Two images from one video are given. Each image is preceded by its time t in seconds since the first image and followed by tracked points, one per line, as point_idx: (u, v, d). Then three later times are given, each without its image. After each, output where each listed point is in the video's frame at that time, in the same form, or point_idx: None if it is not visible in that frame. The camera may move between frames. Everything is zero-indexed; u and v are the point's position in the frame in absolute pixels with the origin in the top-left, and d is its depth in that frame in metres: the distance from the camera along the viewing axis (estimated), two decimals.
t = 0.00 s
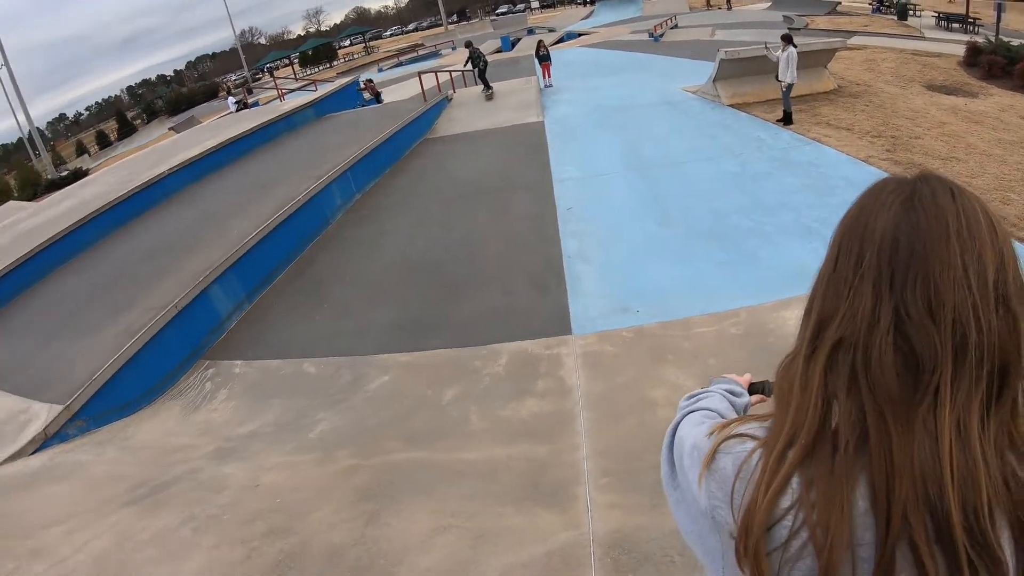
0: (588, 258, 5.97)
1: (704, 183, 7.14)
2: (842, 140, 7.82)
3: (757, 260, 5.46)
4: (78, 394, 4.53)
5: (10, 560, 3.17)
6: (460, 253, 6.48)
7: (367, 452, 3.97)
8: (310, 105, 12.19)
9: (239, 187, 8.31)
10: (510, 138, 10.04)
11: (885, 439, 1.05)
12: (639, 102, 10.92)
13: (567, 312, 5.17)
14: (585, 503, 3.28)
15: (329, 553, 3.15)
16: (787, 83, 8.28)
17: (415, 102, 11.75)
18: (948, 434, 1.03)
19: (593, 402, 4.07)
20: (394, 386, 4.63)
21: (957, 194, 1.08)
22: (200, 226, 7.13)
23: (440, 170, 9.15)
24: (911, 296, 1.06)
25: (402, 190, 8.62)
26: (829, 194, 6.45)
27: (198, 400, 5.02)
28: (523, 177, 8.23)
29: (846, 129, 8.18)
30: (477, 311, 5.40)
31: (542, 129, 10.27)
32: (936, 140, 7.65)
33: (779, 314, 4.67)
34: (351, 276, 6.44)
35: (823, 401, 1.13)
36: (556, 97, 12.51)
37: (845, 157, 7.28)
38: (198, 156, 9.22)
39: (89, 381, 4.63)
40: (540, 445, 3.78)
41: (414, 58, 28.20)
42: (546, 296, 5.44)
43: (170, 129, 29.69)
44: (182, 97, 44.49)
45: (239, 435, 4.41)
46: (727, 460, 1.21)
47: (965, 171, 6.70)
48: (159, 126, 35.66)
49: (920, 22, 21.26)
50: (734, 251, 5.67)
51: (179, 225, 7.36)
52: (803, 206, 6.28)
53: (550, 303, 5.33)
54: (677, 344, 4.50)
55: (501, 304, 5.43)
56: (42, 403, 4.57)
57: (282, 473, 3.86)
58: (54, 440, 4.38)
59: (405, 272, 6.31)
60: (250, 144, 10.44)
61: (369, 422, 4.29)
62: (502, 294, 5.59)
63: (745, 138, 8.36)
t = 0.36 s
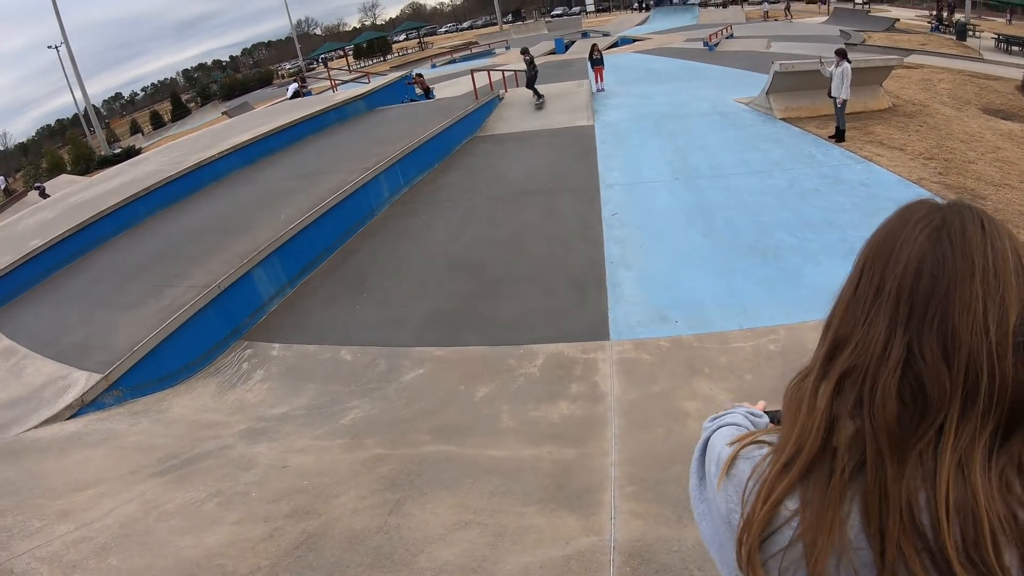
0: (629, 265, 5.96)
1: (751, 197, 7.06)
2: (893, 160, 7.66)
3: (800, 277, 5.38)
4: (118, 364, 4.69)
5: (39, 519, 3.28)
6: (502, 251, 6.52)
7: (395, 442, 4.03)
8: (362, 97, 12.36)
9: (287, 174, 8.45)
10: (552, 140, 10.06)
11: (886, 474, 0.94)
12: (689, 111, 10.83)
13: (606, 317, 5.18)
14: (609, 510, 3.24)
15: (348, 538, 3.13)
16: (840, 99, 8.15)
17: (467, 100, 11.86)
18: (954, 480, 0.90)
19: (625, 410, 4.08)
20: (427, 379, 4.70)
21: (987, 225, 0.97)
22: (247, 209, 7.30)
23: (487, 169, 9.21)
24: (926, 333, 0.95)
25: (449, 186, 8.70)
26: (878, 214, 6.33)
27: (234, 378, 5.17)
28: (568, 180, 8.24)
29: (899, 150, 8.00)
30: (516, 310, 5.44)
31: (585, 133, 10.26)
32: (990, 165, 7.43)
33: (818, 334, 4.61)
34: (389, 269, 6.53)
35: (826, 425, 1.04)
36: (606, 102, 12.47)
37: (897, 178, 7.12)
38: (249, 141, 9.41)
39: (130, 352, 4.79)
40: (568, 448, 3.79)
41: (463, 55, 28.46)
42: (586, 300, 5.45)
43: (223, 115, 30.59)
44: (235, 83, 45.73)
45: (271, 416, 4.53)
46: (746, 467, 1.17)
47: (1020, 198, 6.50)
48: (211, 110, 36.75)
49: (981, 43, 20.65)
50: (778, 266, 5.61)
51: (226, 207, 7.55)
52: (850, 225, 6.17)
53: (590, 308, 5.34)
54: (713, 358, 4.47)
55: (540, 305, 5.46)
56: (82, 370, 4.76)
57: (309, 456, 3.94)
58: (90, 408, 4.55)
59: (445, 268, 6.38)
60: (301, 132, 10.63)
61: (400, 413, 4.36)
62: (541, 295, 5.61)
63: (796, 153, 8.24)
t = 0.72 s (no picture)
0: (629, 261, 5.94)
1: (751, 192, 7.03)
2: (895, 156, 7.62)
3: (800, 273, 5.37)
4: (118, 360, 4.69)
5: (38, 515, 3.28)
6: (503, 247, 6.50)
7: (394, 438, 4.03)
8: (361, 93, 12.33)
9: (286, 170, 8.43)
10: (553, 136, 10.03)
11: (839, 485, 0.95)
12: (689, 107, 10.79)
13: (605, 313, 5.17)
14: (606, 506, 3.23)
15: (345, 534, 3.13)
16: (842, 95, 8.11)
17: (467, 95, 11.83)
18: (904, 493, 0.91)
19: (623, 405, 4.07)
20: (425, 375, 4.69)
21: (952, 241, 0.94)
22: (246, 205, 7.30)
23: (487, 164, 9.18)
24: (883, 351, 0.95)
25: (449, 182, 8.68)
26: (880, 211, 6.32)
27: (234, 374, 5.17)
28: (568, 176, 8.21)
29: (900, 145, 7.97)
30: (515, 306, 5.42)
31: (586, 129, 10.23)
32: (992, 161, 7.40)
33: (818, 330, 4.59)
34: (389, 265, 6.51)
35: (785, 434, 1.05)
36: (607, 97, 12.43)
37: (898, 174, 7.10)
38: (249, 138, 9.38)
39: (130, 348, 4.78)
40: (567, 444, 3.78)
41: (465, 51, 28.39)
42: (585, 296, 5.44)
43: (223, 110, 30.53)
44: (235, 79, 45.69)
45: (271, 412, 4.53)
46: (713, 469, 1.17)
47: (1022, 194, 6.46)
48: (213, 106, 36.70)
49: (984, 39, 20.57)
50: (778, 262, 5.58)
51: (225, 204, 7.53)
52: (851, 221, 6.15)
53: (589, 303, 5.33)
54: (713, 354, 4.46)
55: (540, 301, 5.44)
56: (82, 367, 4.76)
57: (308, 452, 3.93)
58: (90, 404, 4.56)
59: (444, 264, 6.36)
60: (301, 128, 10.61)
61: (399, 409, 4.36)
62: (540, 291, 5.60)
63: (798, 149, 8.20)
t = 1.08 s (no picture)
0: (627, 262, 5.94)
1: (749, 193, 7.04)
2: (892, 157, 7.63)
3: (798, 273, 5.37)
4: (116, 362, 4.69)
5: (37, 517, 3.27)
6: (501, 248, 6.50)
7: (392, 439, 4.02)
8: (360, 93, 12.32)
9: (285, 171, 8.42)
10: (551, 136, 10.03)
11: (810, 487, 0.96)
12: (687, 107, 10.80)
13: (602, 313, 5.17)
14: (604, 507, 3.23)
15: (343, 535, 3.13)
16: (840, 96, 8.11)
17: (465, 96, 11.83)
18: (874, 493, 0.92)
19: (621, 406, 4.07)
20: (423, 376, 4.69)
21: (919, 256, 0.96)
22: (245, 206, 7.29)
23: (485, 165, 9.18)
24: (852, 360, 0.96)
25: (447, 183, 8.68)
26: (876, 212, 6.35)
27: (231, 375, 5.16)
28: (566, 176, 8.21)
29: (898, 146, 7.98)
30: (513, 307, 5.42)
31: (584, 129, 10.23)
32: (989, 161, 7.41)
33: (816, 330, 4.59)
34: (387, 266, 6.51)
35: (760, 440, 1.05)
36: (605, 98, 12.43)
37: (895, 174, 7.11)
38: (247, 139, 9.38)
39: (128, 350, 4.77)
40: (564, 445, 3.78)
41: (465, 52, 28.41)
42: (583, 297, 5.44)
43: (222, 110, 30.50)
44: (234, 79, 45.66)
45: (268, 413, 4.53)
46: (692, 478, 1.17)
47: (1020, 194, 6.46)
48: (212, 107, 36.65)
49: (981, 40, 20.62)
50: (776, 262, 5.58)
51: (224, 205, 7.53)
52: (848, 221, 6.15)
53: (587, 304, 5.33)
54: (711, 354, 4.45)
55: (538, 301, 5.45)
56: (80, 368, 4.75)
57: (306, 453, 3.93)
58: (88, 405, 4.55)
59: (442, 264, 6.35)
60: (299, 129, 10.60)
61: (396, 410, 4.35)
62: (538, 292, 5.60)
63: (795, 149, 8.21)
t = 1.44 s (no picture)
0: (627, 262, 5.94)
1: (748, 192, 7.04)
2: (892, 156, 7.64)
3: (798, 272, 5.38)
4: (116, 364, 4.68)
5: (37, 519, 3.26)
6: (501, 248, 6.50)
7: (393, 441, 4.02)
8: (359, 94, 12.32)
9: (284, 172, 8.42)
10: (551, 137, 10.02)
11: (805, 467, 0.96)
12: (687, 107, 10.80)
13: (603, 313, 5.17)
14: (606, 507, 3.23)
15: (345, 536, 3.12)
16: (839, 95, 8.10)
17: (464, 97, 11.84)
18: (866, 476, 0.93)
19: (622, 406, 4.07)
20: (423, 377, 4.68)
21: (920, 249, 0.96)
22: (244, 207, 7.29)
23: (484, 166, 9.18)
24: (851, 349, 0.96)
25: (446, 183, 8.68)
26: (876, 211, 6.36)
27: (232, 377, 5.16)
28: (565, 176, 8.21)
29: (898, 145, 7.97)
30: (513, 307, 5.42)
31: (584, 129, 10.23)
32: (989, 160, 7.41)
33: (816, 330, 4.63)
34: (387, 267, 6.51)
35: (758, 422, 1.05)
36: (604, 98, 12.43)
37: (895, 173, 7.11)
38: (246, 140, 9.38)
39: (128, 352, 4.77)
40: (565, 445, 3.78)
41: (464, 52, 28.39)
42: (583, 296, 5.45)
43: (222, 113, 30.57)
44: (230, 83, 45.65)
45: (270, 415, 4.52)
46: (696, 458, 1.17)
47: (1020, 193, 6.46)
48: (211, 108, 36.62)
49: (980, 39, 20.62)
50: (776, 262, 5.58)
51: (223, 206, 7.52)
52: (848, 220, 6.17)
53: (587, 304, 5.33)
54: (712, 354, 4.45)
55: (539, 301, 5.45)
56: (80, 370, 4.75)
57: (307, 454, 3.93)
58: (88, 408, 4.55)
59: (442, 265, 6.35)
60: (298, 130, 10.59)
61: (397, 411, 4.35)
62: (539, 292, 5.59)
63: (795, 149, 8.20)
